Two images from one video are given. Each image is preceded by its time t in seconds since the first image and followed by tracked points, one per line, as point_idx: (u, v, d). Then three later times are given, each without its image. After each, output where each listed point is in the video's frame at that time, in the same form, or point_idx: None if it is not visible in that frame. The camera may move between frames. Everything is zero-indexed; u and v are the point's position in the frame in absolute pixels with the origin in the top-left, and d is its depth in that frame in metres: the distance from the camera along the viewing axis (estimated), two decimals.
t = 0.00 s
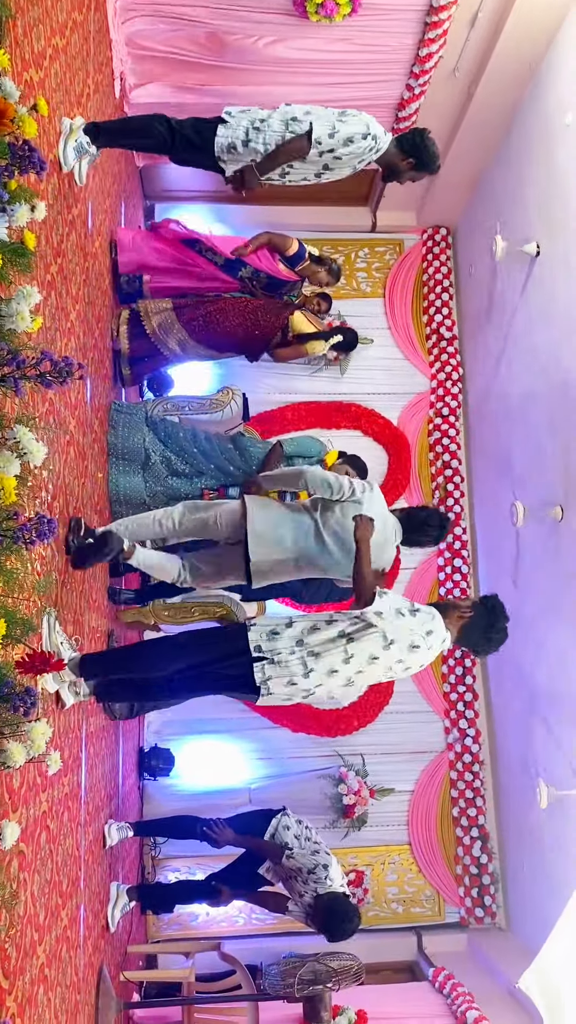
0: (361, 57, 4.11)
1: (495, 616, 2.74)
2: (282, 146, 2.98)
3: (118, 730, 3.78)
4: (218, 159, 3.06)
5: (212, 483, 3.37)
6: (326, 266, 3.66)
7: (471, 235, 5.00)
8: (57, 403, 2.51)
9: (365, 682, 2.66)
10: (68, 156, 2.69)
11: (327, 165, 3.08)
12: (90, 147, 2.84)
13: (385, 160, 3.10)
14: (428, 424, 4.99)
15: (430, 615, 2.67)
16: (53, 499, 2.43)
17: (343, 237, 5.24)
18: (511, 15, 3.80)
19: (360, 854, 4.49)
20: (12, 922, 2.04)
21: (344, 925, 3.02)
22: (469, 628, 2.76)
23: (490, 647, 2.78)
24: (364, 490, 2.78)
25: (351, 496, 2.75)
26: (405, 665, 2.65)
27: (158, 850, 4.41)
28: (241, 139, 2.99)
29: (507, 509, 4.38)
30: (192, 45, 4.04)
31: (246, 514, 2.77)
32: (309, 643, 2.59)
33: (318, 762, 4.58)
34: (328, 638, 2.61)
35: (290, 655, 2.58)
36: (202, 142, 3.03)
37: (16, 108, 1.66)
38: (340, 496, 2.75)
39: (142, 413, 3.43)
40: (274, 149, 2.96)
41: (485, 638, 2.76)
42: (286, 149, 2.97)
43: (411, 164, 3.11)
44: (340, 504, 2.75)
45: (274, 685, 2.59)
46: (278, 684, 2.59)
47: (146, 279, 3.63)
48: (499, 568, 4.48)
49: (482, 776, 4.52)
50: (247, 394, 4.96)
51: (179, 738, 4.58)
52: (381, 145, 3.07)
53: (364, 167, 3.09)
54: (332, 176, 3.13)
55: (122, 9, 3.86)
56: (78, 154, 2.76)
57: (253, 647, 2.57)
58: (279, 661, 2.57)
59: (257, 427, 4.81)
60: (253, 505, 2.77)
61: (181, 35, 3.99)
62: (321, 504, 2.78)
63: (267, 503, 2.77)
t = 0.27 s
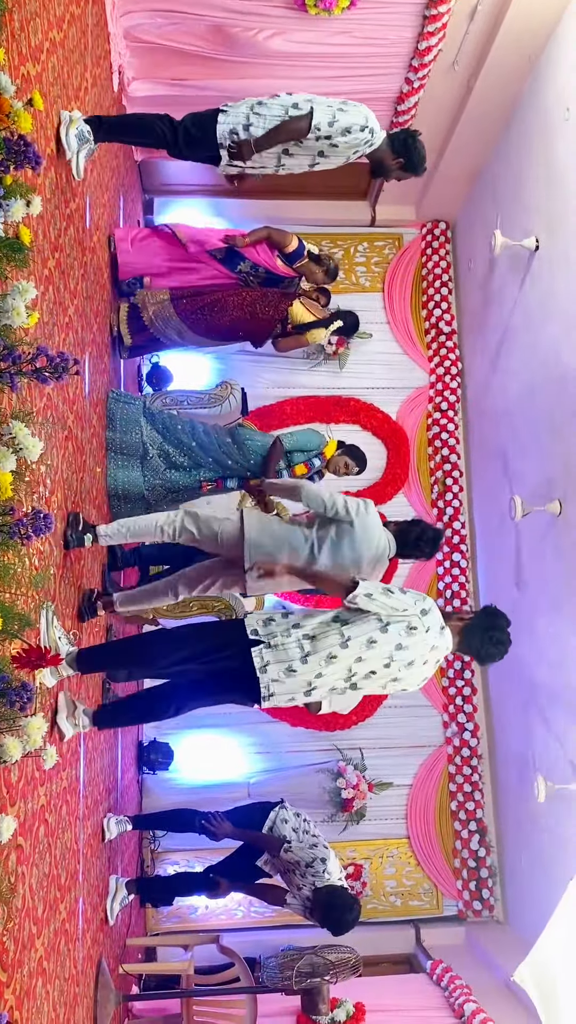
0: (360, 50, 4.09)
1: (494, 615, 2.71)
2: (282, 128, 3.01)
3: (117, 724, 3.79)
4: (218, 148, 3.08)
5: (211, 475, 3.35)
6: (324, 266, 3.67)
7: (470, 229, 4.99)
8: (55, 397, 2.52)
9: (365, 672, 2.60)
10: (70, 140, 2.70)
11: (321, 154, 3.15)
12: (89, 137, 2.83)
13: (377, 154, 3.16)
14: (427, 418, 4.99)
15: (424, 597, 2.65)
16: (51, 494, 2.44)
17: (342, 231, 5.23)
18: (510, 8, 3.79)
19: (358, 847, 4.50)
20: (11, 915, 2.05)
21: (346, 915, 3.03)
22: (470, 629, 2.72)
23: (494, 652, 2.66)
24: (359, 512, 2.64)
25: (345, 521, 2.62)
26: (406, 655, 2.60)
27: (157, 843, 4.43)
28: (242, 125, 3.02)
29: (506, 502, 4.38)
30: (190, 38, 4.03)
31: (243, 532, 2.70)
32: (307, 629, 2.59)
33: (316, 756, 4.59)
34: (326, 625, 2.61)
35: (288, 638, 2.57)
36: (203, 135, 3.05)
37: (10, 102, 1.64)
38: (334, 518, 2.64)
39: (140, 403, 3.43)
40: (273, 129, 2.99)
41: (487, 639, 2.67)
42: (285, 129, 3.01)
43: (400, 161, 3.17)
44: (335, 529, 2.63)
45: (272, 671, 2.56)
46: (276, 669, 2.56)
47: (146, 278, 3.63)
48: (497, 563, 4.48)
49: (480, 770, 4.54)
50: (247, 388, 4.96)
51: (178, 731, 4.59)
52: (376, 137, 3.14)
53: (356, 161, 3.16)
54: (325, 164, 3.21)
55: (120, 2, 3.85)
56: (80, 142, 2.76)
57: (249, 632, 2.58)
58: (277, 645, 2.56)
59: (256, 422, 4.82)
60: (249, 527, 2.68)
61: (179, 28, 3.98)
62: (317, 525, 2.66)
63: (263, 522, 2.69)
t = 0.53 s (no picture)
0: (361, 48, 4.09)
1: (493, 646, 2.70)
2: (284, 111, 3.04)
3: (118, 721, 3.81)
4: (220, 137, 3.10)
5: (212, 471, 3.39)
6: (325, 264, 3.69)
7: (472, 227, 4.99)
8: (56, 396, 2.52)
9: (360, 695, 2.63)
10: (76, 88, 2.77)
11: (326, 137, 3.18)
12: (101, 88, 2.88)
13: (380, 139, 3.15)
14: (428, 416, 5.00)
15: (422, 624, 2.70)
16: (52, 492, 2.45)
17: (343, 228, 5.23)
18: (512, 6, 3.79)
19: (358, 844, 4.52)
20: (12, 912, 2.07)
21: (348, 911, 3.03)
22: (468, 658, 2.71)
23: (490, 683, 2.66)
24: (356, 550, 2.64)
25: (346, 565, 2.63)
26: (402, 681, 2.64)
27: (158, 840, 4.44)
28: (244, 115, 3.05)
29: (506, 501, 4.39)
30: (192, 35, 4.02)
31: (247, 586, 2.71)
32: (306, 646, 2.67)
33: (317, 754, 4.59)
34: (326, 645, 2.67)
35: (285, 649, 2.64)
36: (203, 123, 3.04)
37: (13, 105, 1.66)
38: (335, 563, 2.64)
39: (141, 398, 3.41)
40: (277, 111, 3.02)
41: (483, 669, 2.66)
42: (289, 112, 3.04)
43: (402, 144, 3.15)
44: (337, 574, 2.64)
45: (268, 679, 2.63)
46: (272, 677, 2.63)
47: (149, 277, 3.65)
48: (498, 562, 4.49)
49: (480, 768, 4.54)
50: (248, 386, 4.97)
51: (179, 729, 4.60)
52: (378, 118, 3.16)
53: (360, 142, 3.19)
54: (330, 149, 3.24)
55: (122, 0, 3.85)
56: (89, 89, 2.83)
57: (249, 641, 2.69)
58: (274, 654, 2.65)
59: (257, 420, 4.82)
60: (255, 584, 2.68)
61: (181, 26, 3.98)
62: (317, 569, 2.66)
63: (267, 577, 2.68)
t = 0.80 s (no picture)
0: (366, 48, 4.09)
1: (493, 675, 2.73)
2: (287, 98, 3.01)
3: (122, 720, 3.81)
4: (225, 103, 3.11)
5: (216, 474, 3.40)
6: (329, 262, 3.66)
7: (476, 227, 4.98)
8: (60, 396, 2.53)
9: (366, 726, 2.65)
10: (76, 77, 2.76)
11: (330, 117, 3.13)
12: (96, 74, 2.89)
13: (387, 116, 3.08)
14: (431, 416, 5.00)
15: (427, 653, 2.73)
16: (56, 492, 2.45)
17: (347, 228, 5.23)
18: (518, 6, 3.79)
19: (361, 843, 4.52)
20: (16, 910, 2.08)
21: (352, 910, 3.02)
22: (469, 687, 2.74)
23: (490, 711, 2.69)
24: (358, 563, 2.69)
25: (350, 581, 2.68)
26: (408, 713, 2.66)
27: (161, 838, 4.45)
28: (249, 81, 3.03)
29: (509, 501, 4.39)
30: (197, 35, 4.02)
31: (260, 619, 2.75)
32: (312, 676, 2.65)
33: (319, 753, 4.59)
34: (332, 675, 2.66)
35: (293, 682, 2.60)
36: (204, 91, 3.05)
37: (18, 107, 1.67)
38: (340, 581, 2.67)
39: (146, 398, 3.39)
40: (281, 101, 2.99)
41: (484, 700, 2.70)
42: (293, 96, 3.01)
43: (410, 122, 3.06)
44: (344, 591, 2.68)
45: (277, 714, 2.59)
46: (280, 713, 2.59)
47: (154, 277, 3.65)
48: (501, 562, 4.49)
49: (483, 768, 4.54)
50: (252, 386, 4.97)
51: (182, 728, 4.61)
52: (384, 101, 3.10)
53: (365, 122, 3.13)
54: (335, 130, 3.19)
55: None
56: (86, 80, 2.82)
57: (257, 670, 2.62)
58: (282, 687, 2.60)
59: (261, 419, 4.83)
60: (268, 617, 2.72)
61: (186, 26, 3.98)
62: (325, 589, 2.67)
63: (278, 608, 2.71)
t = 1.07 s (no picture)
0: (371, 48, 4.09)
1: (503, 687, 2.74)
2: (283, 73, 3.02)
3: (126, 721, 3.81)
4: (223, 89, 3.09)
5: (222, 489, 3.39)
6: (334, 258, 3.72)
7: (481, 227, 4.98)
8: (64, 396, 2.53)
9: (370, 738, 2.63)
10: (82, 77, 2.77)
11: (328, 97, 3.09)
12: (100, 73, 2.90)
13: (390, 99, 3.10)
14: (436, 416, 4.99)
15: (434, 667, 2.71)
16: (60, 492, 2.45)
17: (352, 227, 5.23)
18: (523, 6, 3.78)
19: (364, 843, 4.52)
20: (19, 909, 2.08)
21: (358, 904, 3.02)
22: (480, 703, 2.75)
23: (503, 725, 2.73)
24: (359, 570, 2.70)
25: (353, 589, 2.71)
26: (413, 724, 2.64)
27: (163, 836, 4.45)
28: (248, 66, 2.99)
29: (514, 502, 4.39)
30: (202, 34, 4.02)
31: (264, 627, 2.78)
32: (317, 686, 2.65)
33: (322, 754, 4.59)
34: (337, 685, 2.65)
35: (296, 690, 2.61)
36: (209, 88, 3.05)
37: (24, 108, 1.68)
38: (342, 589, 2.70)
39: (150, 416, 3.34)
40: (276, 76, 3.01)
41: (497, 714, 2.73)
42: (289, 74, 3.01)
43: (414, 106, 3.09)
44: (347, 597, 2.72)
45: (278, 721, 2.59)
46: (283, 718, 2.59)
47: (159, 279, 3.67)
48: (505, 563, 4.49)
49: (486, 768, 4.52)
50: (256, 385, 4.97)
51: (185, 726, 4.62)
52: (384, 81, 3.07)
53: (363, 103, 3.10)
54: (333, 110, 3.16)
55: None
56: (91, 80, 2.82)
57: (262, 677, 2.63)
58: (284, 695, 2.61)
59: (265, 419, 4.83)
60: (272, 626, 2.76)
61: (191, 25, 3.98)
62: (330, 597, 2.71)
63: (281, 615, 2.75)
